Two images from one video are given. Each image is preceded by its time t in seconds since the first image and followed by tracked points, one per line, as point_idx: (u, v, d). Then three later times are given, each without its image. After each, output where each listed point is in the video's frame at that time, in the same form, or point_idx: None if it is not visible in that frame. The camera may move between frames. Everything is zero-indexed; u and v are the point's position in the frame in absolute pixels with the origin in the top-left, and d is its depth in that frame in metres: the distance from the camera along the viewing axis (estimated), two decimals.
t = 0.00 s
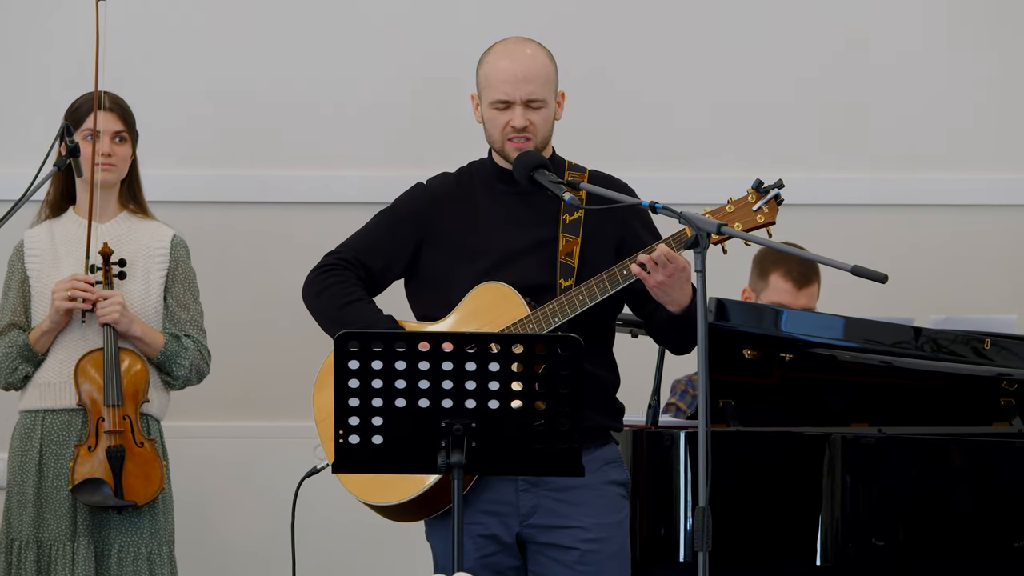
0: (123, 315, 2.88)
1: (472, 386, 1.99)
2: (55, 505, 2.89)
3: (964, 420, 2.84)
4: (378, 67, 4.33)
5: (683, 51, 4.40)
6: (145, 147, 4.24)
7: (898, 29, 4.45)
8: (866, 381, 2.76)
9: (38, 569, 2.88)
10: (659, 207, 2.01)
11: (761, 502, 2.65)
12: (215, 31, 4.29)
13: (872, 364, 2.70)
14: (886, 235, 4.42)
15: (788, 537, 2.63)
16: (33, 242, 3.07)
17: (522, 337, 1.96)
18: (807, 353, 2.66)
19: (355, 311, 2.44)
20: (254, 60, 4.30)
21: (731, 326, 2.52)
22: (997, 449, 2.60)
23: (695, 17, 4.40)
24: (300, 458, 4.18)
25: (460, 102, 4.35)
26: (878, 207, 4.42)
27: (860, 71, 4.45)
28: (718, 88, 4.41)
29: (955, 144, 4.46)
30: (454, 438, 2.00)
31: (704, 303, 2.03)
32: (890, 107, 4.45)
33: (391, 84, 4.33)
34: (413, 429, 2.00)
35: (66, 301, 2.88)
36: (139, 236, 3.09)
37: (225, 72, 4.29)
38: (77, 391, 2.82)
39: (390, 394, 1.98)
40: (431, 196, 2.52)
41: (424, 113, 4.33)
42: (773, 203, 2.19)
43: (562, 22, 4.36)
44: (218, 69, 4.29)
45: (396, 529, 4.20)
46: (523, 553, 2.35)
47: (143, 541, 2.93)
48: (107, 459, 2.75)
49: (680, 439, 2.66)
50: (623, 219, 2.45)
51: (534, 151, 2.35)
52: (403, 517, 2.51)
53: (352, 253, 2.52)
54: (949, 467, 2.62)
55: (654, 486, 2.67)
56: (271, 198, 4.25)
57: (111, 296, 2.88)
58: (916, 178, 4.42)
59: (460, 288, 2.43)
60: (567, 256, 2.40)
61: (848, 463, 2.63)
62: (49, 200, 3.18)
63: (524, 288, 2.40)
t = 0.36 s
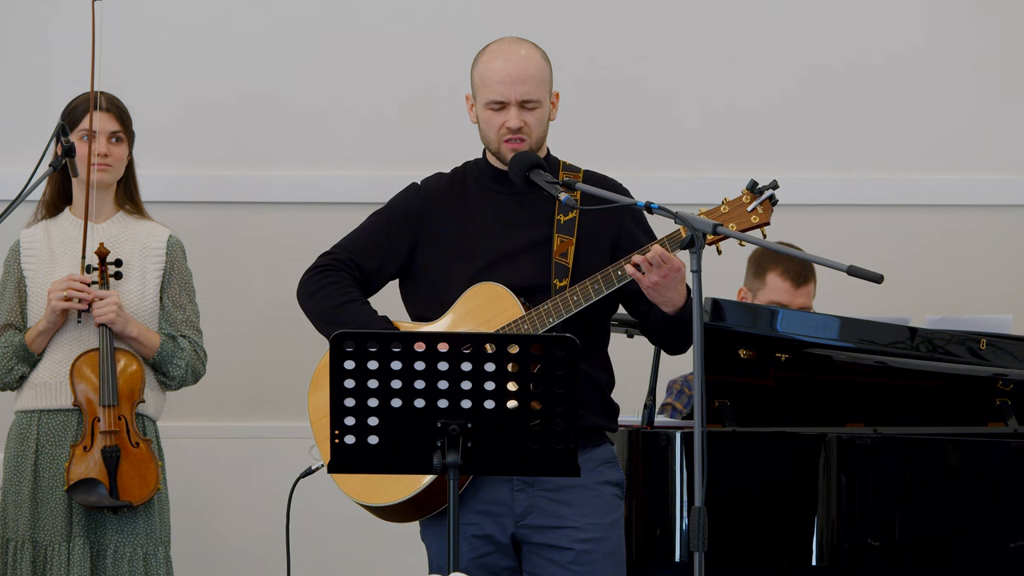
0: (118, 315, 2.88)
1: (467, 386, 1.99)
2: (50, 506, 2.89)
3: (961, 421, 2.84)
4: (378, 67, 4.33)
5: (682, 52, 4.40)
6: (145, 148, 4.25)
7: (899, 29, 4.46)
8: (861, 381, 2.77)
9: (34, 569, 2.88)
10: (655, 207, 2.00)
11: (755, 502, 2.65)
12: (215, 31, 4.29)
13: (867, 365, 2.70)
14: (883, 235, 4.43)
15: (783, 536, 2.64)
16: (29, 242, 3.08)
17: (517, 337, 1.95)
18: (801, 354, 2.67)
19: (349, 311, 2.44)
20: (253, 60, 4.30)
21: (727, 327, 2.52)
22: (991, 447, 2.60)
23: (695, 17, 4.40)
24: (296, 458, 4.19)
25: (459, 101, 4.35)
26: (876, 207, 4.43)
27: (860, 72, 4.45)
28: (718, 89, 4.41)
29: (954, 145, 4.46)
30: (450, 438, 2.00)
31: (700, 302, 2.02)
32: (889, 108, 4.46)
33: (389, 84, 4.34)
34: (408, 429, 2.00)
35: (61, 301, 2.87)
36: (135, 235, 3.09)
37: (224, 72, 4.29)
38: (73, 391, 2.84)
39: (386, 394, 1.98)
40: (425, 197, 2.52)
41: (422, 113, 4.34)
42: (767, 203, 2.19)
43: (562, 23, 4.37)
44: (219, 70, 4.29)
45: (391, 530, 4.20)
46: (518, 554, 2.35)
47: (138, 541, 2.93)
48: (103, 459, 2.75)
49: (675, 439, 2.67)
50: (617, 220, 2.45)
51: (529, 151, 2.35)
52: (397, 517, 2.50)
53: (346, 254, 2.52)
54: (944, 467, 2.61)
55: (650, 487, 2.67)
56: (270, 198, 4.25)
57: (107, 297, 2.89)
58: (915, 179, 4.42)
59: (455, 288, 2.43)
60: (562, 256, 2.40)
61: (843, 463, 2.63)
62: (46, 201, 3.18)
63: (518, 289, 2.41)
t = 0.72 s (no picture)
0: (116, 315, 2.88)
1: (465, 386, 1.98)
2: (47, 506, 2.89)
3: (958, 421, 2.85)
4: (377, 66, 4.33)
5: (685, 51, 4.40)
6: (145, 147, 4.25)
7: (899, 29, 4.46)
8: (858, 381, 2.77)
9: (31, 568, 2.88)
10: (652, 208, 1.99)
11: (753, 502, 2.65)
12: (216, 31, 4.29)
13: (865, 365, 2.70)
14: (882, 236, 4.43)
15: (781, 537, 2.63)
16: (27, 241, 3.08)
17: (515, 337, 1.94)
18: (799, 354, 2.67)
19: (345, 312, 2.43)
20: (253, 59, 4.30)
21: (724, 326, 2.52)
22: (988, 447, 2.60)
23: (695, 18, 4.40)
24: (294, 458, 4.19)
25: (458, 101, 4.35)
26: (875, 207, 4.43)
27: (860, 72, 4.45)
28: (717, 89, 4.41)
29: (953, 145, 4.46)
30: (447, 438, 2.00)
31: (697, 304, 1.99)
32: (888, 108, 4.46)
33: (389, 84, 4.34)
34: (406, 430, 2.00)
35: (59, 301, 2.87)
36: (132, 235, 3.09)
37: (224, 72, 4.29)
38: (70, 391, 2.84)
39: (384, 394, 1.98)
40: (421, 197, 2.52)
41: (421, 114, 4.34)
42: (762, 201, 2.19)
43: (562, 23, 4.37)
44: (219, 70, 4.29)
45: (387, 530, 4.20)
46: (515, 554, 2.35)
47: (135, 541, 2.93)
48: (99, 459, 2.76)
49: (672, 440, 2.66)
50: (614, 220, 2.45)
51: (525, 151, 2.35)
52: (397, 517, 2.49)
53: (342, 254, 2.52)
54: (942, 467, 2.61)
55: (647, 487, 2.67)
56: (269, 198, 4.25)
57: (104, 297, 2.88)
58: (914, 179, 4.43)
59: (451, 288, 2.43)
60: (557, 256, 2.40)
61: (840, 463, 2.63)
62: (43, 201, 3.18)
63: (515, 289, 2.40)
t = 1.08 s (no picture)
0: (112, 314, 2.88)
1: (462, 386, 1.98)
2: (44, 505, 2.88)
3: (954, 421, 2.86)
4: (377, 66, 4.33)
5: (685, 51, 4.40)
6: (145, 147, 4.24)
7: (900, 30, 4.46)
8: (856, 381, 2.77)
9: (28, 568, 2.88)
10: (650, 207, 1.99)
11: (750, 501, 2.65)
12: (216, 31, 4.29)
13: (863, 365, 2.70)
14: (881, 236, 4.43)
15: (779, 537, 2.63)
16: (24, 241, 3.08)
17: (513, 338, 1.94)
18: (797, 354, 2.67)
19: (343, 312, 2.43)
20: (253, 59, 4.30)
21: (723, 327, 2.50)
22: (986, 447, 2.60)
23: (695, 18, 4.40)
24: (292, 457, 4.19)
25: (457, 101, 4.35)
26: (875, 207, 4.43)
27: (860, 72, 4.45)
28: (717, 89, 4.41)
29: (953, 145, 4.46)
30: (445, 438, 2.00)
31: (694, 304, 1.97)
32: (888, 108, 4.46)
33: (388, 84, 4.34)
34: (404, 430, 1.99)
35: (55, 301, 2.88)
36: (130, 235, 3.09)
37: (224, 72, 4.29)
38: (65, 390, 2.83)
39: (382, 395, 1.97)
40: (418, 198, 2.51)
41: (420, 114, 4.34)
42: (757, 201, 2.18)
43: (561, 24, 4.37)
44: (218, 70, 4.29)
45: (384, 530, 4.20)
46: (512, 554, 2.35)
47: (131, 541, 2.93)
48: (96, 458, 2.76)
49: (670, 440, 2.66)
50: (611, 220, 2.45)
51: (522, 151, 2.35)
52: (396, 518, 2.48)
53: (340, 255, 2.51)
54: (940, 467, 2.61)
55: (645, 488, 2.67)
56: (269, 198, 4.25)
57: (100, 296, 2.88)
58: (914, 179, 4.42)
59: (449, 288, 2.43)
60: (554, 255, 2.40)
61: (838, 463, 2.63)
62: (41, 201, 3.18)
63: (512, 289, 2.40)
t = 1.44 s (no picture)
0: (102, 315, 2.87)
1: (462, 386, 1.98)
2: (36, 506, 2.88)
3: (953, 421, 2.87)
4: (377, 66, 4.33)
5: (685, 52, 4.40)
6: (143, 148, 4.24)
7: (901, 30, 4.46)
8: (856, 381, 2.77)
9: (20, 568, 2.88)
10: (649, 208, 1.98)
11: (749, 501, 2.65)
12: (217, 31, 4.29)
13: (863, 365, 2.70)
14: (880, 236, 4.43)
15: (778, 537, 2.63)
16: (18, 244, 3.08)
17: (511, 338, 1.94)
18: (796, 354, 2.67)
19: (342, 312, 2.43)
20: (253, 59, 4.30)
21: (722, 327, 2.50)
22: (986, 447, 2.60)
23: (695, 18, 4.40)
24: (290, 458, 4.18)
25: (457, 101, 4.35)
26: (875, 207, 4.43)
27: (861, 72, 4.45)
28: (717, 89, 4.41)
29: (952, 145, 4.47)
30: (444, 438, 1.99)
31: (694, 304, 1.97)
32: (888, 108, 4.46)
33: (388, 85, 4.33)
34: (403, 430, 1.99)
35: (45, 301, 2.87)
36: (124, 237, 3.08)
37: (225, 72, 4.29)
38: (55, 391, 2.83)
39: (381, 395, 1.97)
40: (416, 198, 2.51)
41: (419, 114, 4.34)
42: (757, 202, 2.18)
43: (561, 24, 4.37)
44: (217, 70, 4.28)
45: (382, 531, 4.19)
46: (511, 554, 2.35)
47: (124, 541, 2.92)
48: (85, 459, 2.75)
49: (670, 440, 2.66)
50: (610, 221, 2.45)
51: (521, 151, 2.34)
52: (393, 518, 2.48)
53: (339, 255, 2.51)
54: (939, 467, 2.61)
55: (645, 488, 2.67)
56: (269, 199, 4.25)
57: (91, 296, 2.88)
58: (913, 179, 4.43)
59: (448, 288, 2.43)
60: (553, 257, 2.39)
61: (837, 463, 2.63)
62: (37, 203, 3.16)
63: (510, 290, 2.40)
